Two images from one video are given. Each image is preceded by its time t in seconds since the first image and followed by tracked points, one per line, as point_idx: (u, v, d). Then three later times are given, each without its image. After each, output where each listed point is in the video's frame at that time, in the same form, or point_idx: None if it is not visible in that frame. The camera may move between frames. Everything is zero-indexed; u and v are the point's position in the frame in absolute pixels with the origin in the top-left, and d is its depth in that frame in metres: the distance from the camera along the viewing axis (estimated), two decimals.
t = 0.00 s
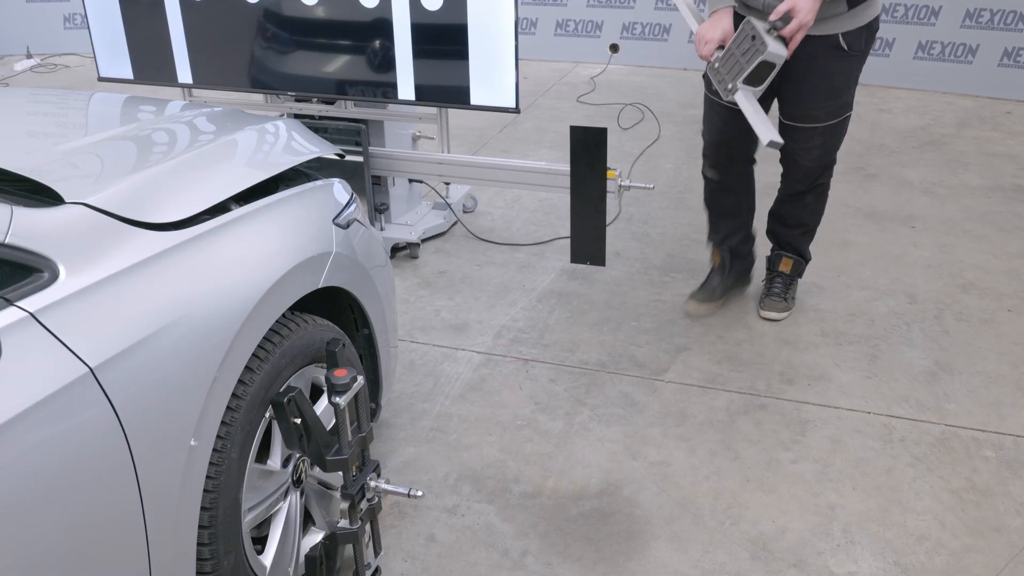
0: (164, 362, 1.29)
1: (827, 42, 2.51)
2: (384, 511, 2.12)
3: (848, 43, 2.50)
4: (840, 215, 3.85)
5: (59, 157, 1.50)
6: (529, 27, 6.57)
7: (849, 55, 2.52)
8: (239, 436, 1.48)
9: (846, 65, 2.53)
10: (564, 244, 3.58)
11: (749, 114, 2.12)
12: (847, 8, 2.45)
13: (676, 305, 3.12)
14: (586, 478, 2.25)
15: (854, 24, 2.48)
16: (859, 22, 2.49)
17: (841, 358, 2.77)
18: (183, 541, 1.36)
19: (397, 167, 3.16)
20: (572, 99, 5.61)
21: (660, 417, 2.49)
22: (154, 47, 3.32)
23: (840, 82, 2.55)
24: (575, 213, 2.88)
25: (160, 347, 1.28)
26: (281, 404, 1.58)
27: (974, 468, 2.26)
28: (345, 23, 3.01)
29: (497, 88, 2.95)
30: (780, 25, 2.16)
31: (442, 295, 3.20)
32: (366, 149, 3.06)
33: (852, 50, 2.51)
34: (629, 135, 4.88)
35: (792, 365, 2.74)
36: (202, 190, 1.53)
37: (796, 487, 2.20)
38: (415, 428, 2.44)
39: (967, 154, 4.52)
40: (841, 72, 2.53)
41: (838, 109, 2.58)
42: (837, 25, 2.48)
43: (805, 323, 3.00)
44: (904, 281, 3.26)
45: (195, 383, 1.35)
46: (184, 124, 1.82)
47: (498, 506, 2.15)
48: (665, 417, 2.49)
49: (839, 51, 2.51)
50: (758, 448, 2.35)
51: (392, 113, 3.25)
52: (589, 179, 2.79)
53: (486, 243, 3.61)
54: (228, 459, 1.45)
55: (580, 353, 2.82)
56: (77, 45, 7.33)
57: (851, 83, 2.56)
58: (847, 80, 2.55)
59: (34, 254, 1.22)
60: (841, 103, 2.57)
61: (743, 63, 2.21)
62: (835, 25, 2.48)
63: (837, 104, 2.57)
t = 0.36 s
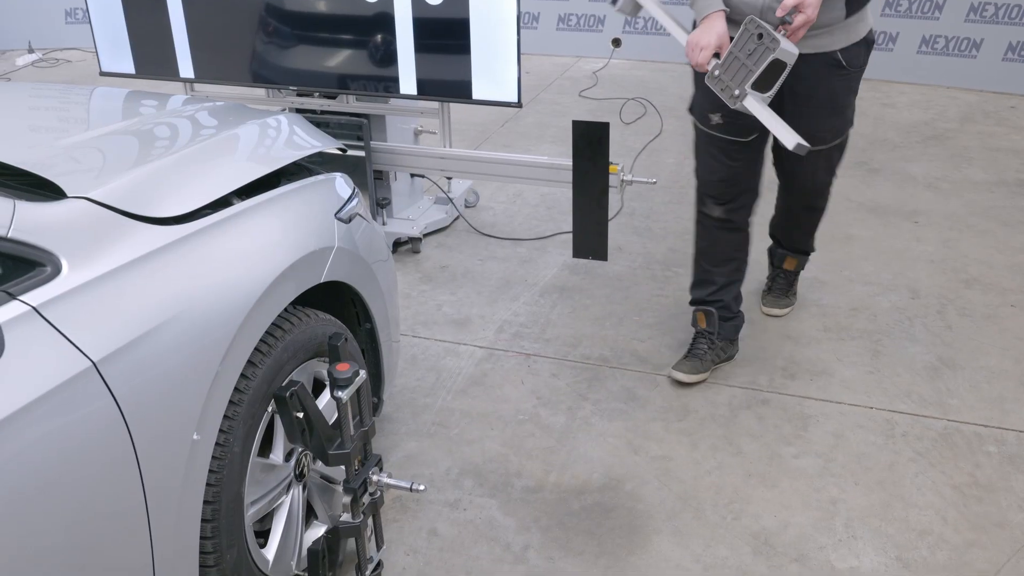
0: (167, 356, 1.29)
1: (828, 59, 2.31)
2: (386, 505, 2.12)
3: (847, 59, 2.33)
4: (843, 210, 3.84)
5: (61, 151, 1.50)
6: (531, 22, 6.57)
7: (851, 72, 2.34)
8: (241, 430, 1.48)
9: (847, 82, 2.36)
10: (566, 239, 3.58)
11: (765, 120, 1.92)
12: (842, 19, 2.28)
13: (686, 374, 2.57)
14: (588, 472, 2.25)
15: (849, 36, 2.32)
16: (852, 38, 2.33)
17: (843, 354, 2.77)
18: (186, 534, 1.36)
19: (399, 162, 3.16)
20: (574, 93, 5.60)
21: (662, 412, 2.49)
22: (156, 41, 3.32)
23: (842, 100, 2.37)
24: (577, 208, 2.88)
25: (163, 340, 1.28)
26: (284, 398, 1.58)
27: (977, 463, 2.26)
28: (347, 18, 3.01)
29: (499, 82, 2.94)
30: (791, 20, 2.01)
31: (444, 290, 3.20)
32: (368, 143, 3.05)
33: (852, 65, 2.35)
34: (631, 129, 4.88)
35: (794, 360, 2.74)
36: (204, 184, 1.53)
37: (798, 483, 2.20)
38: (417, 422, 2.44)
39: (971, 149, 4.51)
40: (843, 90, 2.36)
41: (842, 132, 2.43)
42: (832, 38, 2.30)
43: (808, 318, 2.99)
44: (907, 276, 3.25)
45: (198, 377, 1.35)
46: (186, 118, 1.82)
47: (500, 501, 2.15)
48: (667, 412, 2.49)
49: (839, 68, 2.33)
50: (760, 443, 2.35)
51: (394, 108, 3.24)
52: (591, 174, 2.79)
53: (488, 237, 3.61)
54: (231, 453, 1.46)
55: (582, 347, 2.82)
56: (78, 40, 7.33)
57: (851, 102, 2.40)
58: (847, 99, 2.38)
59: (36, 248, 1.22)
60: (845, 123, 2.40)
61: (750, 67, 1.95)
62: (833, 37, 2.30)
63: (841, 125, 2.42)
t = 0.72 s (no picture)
0: (174, 342, 1.29)
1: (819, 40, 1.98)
2: (392, 491, 2.13)
3: (845, 45, 1.98)
4: (851, 198, 3.83)
5: (67, 137, 1.50)
6: (538, 8, 6.54)
7: (849, 60, 2.00)
8: (248, 416, 1.49)
9: (845, 68, 1.99)
10: (573, 227, 3.57)
11: (777, 122, 1.73)
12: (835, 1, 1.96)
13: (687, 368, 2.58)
14: (594, 459, 2.25)
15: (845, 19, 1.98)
16: (848, 22, 1.99)
17: (850, 343, 2.76)
18: (194, 518, 1.37)
19: (405, 150, 3.15)
20: (581, 80, 5.59)
21: (668, 399, 2.49)
22: (162, 28, 3.31)
23: (839, 88, 1.98)
24: (584, 195, 2.87)
25: (170, 326, 1.29)
26: (291, 383, 1.59)
27: (984, 452, 2.25)
28: (354, 4, 3.00)
29: (506, 69, 2.93)
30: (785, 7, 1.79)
31: (450, 277, 3.20)
32: (374, 130, 3.05)
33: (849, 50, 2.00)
34: (638, 117, 4.86)
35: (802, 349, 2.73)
36: (210, 171, 1.53)
37: (803, 471, 2.20)
38: (423, 409, 2.44)
39: (981, 137, 4.49)
40: (839, 76, 1.98)
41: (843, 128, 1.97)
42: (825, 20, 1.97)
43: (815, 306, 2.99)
44: (915, 265, 3.24)
45: (205, 363, 1.35)
46: (192, 104, 1.82)
47: (506, 487, 2.16)
48: (673, 400, 2.49)
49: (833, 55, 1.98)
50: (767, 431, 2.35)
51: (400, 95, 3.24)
52: (597, 161, 2.78)
53: (495, 225, 3.61)
54: (238, 438, 1.46)
55: (588, 335, 2.82)
56: (85, 27, 7.33)
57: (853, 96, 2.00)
58: (847, 89, 1.98)
59: (44, 234, 1.22)
60: (844, 118, 1.97)
61: (746, 59, 1.76)
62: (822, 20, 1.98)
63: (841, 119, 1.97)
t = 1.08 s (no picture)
0: (186, 312, 1.29)
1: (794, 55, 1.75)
2: (402, 460, 2.14)
3: (824, 60, 1.74)
4: (865, 172, 3.80)
5: (77, 107, 1.49)
6: None
7: (832, 75, 1.75)
8: (260, 385, 1.49)
9: (827, 87, 1.76)
10: (584, 199, 3.56)
11: (722, 172, 1.47)
12: (821, 10, 1.71)
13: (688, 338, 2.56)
14: (604, 431, 2.26)
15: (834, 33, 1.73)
16: (835, 33, 1.73)
17: (862, 316, 2.75)
18: (205, 486, 1.38)
19: (415, 121, 3.14)
20: (594, 51, 5.54)
21: (678, 372, 2.49)
22: None
23: (813, 113, 1.77)
24: (595, 167, 2.86)
25: (182, 296, 1.29)
26: (302, 353, 1.59)
27: (996, 427, 2.25)
28: None
29: (517, 40, 2.91)
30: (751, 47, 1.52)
31: (461, 249, 3.20)
32: (385, 100, 3.03)
33: (833, 66, 1.75)
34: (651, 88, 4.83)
35: (813, 323, 2.72)
36: (221, 140, 1.53)
37: (813, 444, 2.20)
38: (433, 380, 2.45)
39: (998, 110, 4.44)
40: (816, 98, 1.76)
41: (817, 158, 1.80)
42: (805, 33, 1.74)
43: (827, 280, 2.97)
44: (929, 239, 3.22)
45: (216, 333, 1.36)
46: (201, 74, 1.81)
47: (515, 458, 2.17)
48: (683, 372, 2.49)
49: (812, 72, 1.75)
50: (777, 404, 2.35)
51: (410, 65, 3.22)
52: (609, 133, 2.77)
53: (506, 197, 3.60)
54: (250, 407, 1.47)
55: (599, 307, 2.82)
56: None
57: (836, 118, 1.78)
58: (827, 111, 1.77)
59: (55, 203, 1.22)
60: (821, 147, 1.79)
61: (703, 102, 1.52)
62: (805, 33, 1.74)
63: (818, 148, 1.79)
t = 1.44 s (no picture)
0: (197, 271, 1.29)
1: (758, 47, 1.60)
2: (414, 419, 2.16)
3: (788, 52, 1.58)
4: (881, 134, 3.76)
5: (87, 63, 1.48)
6: None
7: (797, 71, 1.60)
8: (271, 343, 1.50)
9: (794, 83, 1.61)
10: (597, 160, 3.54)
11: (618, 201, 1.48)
12: None
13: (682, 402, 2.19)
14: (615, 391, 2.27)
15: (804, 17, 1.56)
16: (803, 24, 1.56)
17: (875, 279, 2.74)
18: (217, 443, 1.39)
19: (426, 81, 3.11)
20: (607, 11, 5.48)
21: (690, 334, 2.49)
22: None
23: (779, 111, 1.63)
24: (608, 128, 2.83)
25: (193, 253, 1.29)
26: (314, 312, 1.60)
27: (1008, 391, 2.24)
28: None
29: None
30: (674, 73, 1.44)
31: (472, 209, 3.19)
32: (396, 59, 3.00)
33: (799, 62, 1.59)
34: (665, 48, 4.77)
35: (826, 286, 2.71)
36: (231, 97, 1.52)
37: (824, 406, 2.20)
38: (444, 340, 2.46)
39: (1018, 71, 4.38)
40: (782, 94, 1.62)
41: (786, 154, 1.68)
42: (777, 16, 1.57)
43: (841, 243, 2.96)
44: (945, 202, 3.19)
45: (228, 291, 1.36)
46: (212, 30, 1.79)
47: (526, 418, 2.18)
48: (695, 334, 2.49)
49: (776, 64, 1.60)
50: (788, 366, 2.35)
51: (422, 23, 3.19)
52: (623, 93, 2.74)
53: (518, 157, 3.58)
54: (262, 365, 1.48)
55: (611, 269, 2.81)
56: None
57: (808, 113, 1.64)
58: (796, 107, 1.63)
59: (65, 159, 1.21)
60: (789, 144, 1.66)
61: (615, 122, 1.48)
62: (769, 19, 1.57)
63: (785, 143, 1.66)
